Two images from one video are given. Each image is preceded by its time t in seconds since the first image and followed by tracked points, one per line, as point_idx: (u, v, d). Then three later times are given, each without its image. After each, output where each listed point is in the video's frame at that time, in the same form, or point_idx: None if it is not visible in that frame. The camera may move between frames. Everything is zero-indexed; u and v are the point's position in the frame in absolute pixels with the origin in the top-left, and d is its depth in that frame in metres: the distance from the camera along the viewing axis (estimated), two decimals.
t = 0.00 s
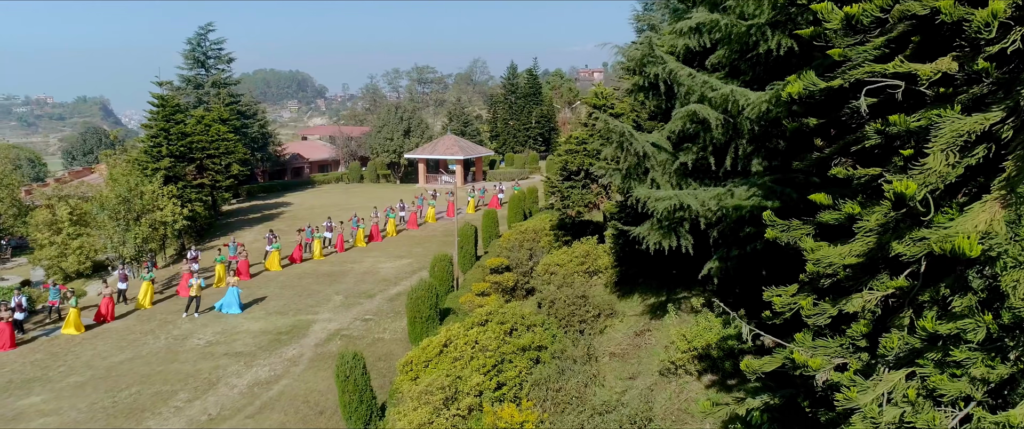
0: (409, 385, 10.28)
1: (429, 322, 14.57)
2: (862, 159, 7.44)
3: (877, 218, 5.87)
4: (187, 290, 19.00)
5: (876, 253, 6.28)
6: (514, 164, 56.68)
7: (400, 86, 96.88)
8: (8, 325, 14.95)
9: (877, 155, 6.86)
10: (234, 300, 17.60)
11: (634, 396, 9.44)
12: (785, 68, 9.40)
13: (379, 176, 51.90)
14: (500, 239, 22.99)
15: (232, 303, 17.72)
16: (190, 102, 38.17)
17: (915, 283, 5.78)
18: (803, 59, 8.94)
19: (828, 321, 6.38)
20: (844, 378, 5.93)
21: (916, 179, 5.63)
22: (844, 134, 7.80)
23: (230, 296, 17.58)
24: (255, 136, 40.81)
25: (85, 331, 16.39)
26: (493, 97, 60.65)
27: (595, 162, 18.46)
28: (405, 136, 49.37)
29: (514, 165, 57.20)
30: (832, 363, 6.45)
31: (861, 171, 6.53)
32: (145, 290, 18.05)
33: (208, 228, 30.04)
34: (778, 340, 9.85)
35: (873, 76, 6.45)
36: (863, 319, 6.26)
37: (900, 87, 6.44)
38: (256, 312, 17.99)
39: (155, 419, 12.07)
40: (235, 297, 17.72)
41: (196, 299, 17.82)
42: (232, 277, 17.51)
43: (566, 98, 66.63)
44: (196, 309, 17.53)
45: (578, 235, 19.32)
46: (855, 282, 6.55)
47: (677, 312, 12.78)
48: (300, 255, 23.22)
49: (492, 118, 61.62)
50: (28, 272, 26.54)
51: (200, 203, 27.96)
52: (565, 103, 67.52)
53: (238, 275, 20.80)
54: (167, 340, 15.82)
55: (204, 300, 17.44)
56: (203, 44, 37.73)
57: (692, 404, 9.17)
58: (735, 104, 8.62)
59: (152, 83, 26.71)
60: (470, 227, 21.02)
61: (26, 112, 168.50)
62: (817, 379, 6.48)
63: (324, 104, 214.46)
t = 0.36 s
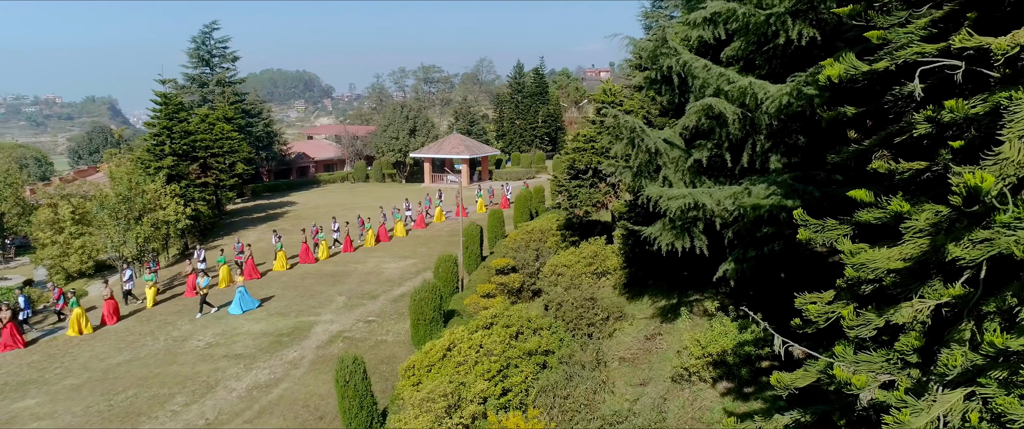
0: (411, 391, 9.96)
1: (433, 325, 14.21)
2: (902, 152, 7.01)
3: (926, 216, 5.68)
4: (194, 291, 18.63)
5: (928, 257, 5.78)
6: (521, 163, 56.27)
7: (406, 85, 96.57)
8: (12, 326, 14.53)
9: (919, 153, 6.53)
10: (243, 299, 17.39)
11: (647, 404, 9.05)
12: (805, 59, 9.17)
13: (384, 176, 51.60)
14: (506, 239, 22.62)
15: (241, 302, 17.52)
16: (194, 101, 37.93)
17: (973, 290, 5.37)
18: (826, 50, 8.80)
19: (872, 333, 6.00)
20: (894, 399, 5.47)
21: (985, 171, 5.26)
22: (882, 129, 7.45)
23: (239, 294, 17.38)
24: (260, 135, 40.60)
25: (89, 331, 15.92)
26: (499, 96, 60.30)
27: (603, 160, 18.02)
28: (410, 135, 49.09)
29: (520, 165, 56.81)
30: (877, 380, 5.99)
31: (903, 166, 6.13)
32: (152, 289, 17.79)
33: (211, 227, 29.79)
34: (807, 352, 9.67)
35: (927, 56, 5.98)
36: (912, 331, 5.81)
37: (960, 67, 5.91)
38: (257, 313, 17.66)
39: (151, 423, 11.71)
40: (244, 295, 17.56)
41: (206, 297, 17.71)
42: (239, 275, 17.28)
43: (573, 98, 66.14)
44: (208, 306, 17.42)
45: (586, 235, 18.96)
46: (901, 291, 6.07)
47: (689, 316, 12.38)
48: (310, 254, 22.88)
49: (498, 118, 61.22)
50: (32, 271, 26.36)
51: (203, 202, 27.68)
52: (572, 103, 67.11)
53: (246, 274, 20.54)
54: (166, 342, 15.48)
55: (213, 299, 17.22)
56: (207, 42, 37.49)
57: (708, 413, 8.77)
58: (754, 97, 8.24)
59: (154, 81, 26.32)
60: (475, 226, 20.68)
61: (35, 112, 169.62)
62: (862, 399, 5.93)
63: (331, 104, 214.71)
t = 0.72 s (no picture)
0: (417, 397, 9.59)
1: (441, 327, 13.83)
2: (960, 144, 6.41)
3: (996, 217, 5.23)
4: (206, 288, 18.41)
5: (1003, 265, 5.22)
6: (532, 163, 55.81)
7: (418, 85, 96.33)
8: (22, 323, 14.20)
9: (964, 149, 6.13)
10: (254, 298, 17.10)
11: (666, 416, 8.71)
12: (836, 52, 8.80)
13: (395, 175, 51.34)
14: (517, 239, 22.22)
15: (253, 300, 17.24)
16: (205, 99, 37.86)
17: None
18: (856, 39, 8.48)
19: (936, 350, 5.44)
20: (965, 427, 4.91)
21: None
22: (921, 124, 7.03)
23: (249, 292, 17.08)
24: (271, 134, 40.51)
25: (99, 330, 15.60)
26: (511, 95, 59.90)
27: (617, 158, 17.54)
28: (421, 134, 48.85)
29: (532, 165, 56.40)
30: (941, 404, 5.44)
31: (967, 161, 5.60)
32: (163, 285, 17.56)
33: (221, 227, 29.66)
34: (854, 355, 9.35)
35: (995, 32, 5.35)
36: (981, 349, 5.26)
37: None
38: (263, 313, 17.38)
39: (152, 427, 11.44)
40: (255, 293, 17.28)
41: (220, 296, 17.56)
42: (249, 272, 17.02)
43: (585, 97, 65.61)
44: (225, 305, 17.36)
45: (599, 235, 18.42)
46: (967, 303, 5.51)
47: (708, 320, 11.96)
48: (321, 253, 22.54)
49: (510, 117, 60.78)
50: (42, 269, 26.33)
51: (213, 201, 27.52)
52: (584, 103, 66.59)
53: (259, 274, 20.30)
54: (171, 342, 15.24)
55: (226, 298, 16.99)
56: (218, 41, 37.42)
57: (730, 423, 8.41)
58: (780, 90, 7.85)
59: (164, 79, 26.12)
60: (486, 226, 20.31)
61: (53, 112, 171.64)
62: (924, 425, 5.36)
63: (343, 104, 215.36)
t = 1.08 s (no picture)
0: (422, 404, 9.22)
1: (449, 330, 13.44)
2: None
3: None
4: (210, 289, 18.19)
5: None
6: (544, 162, 55.32)
7: (430, 84, 96.21)
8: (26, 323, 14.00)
9: None
10: (259, 299, 16.77)
11: None
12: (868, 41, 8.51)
13: (406, 175, 51.08)
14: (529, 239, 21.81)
15: (258, 301, 16.93)
16: (216, 98, 37.78)
17: None
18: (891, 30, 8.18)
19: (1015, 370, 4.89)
20: None
21: None
22: (983, 112, 6.43)
23: (254, 293, 16.74)
24: (282, 133, 40.40)
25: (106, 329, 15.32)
26: (523, 94, 59.52)
27: (631, 156, 17.08)
28: (433, 133, 48.60)
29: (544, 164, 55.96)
30: None
31: None
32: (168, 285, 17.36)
33: (231, 226, 29.50)
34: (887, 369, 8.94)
35: None
36: None
37: None
38: (270, 314, 17.09)
39: None
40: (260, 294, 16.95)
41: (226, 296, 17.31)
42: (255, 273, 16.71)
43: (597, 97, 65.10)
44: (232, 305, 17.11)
45: (613, 236, 18.13)
46: None
47: (727, 325, 11.49)
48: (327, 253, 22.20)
49: (522, 116, 60.39)
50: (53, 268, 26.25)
51: (222, 200, 27.33)
52: (597, 102, 66.07)
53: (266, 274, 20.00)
54: (176, 343, 14.99)
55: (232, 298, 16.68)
56: (230, 39, 37.35)
57: None
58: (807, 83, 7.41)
59: (173, 76, 25.95)
60: (496, 226, 19.92)
61: (70, 112, 173.74)
62: None
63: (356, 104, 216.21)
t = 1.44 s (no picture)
0: (429, 410, 8.94)
1: (458, 332, 13.03)
2: None
3: None
4: (212, 289, 17.89)
5: None
6: (557, 161, 54.81)
7: (442, 83, 96.05)
8: (23, 322, 13.66)
9: None
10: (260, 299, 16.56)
11: None
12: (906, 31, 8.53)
13: (417, 174, 50.76)
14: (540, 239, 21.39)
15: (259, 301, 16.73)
16: (227, 96, 37.71)
17: None
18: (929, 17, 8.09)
19: None
20: None
21: None
22: None
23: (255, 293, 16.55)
24: (292, 132, 40.30)
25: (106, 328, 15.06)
26: (535, 93, 59.14)
27: (646, 154, 16.62)
28: (444, 132, 48.32)
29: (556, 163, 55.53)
30: None
31: None
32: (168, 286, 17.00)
33: (240, 224, 29.36)
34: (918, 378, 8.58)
35: None
36: None
37: None
38: (276, 315, 16.79)
39: None
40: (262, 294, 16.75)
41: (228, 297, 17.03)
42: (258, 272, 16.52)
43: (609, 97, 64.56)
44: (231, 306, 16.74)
45: (626, 237, 17.67)
46: None
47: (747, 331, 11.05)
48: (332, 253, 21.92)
49: (534, 115, 59.98)
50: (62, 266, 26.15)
51: (231, 199, 27.13)
52: (610, 101, 65.59)
53: (269, 274, 19.72)
54: (180, 344, 14.70)
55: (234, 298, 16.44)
56: (241, 37, 37.29)
57: None
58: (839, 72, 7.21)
59: (183, 74, 25.77)
60: (507, 226, 19.51)
61: (88, 112, 175.90)
62: None
63: (368, 104, 216.75)
